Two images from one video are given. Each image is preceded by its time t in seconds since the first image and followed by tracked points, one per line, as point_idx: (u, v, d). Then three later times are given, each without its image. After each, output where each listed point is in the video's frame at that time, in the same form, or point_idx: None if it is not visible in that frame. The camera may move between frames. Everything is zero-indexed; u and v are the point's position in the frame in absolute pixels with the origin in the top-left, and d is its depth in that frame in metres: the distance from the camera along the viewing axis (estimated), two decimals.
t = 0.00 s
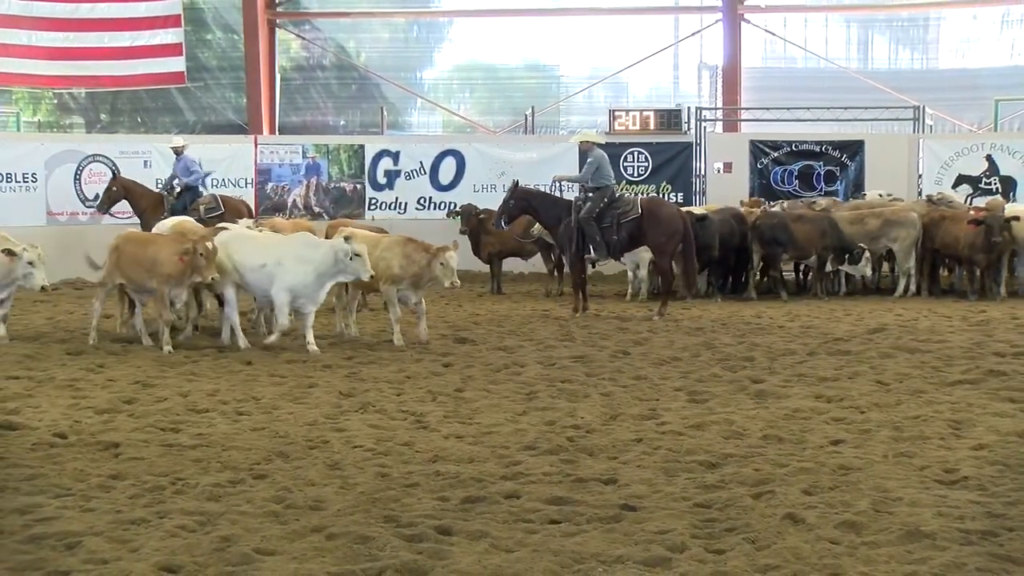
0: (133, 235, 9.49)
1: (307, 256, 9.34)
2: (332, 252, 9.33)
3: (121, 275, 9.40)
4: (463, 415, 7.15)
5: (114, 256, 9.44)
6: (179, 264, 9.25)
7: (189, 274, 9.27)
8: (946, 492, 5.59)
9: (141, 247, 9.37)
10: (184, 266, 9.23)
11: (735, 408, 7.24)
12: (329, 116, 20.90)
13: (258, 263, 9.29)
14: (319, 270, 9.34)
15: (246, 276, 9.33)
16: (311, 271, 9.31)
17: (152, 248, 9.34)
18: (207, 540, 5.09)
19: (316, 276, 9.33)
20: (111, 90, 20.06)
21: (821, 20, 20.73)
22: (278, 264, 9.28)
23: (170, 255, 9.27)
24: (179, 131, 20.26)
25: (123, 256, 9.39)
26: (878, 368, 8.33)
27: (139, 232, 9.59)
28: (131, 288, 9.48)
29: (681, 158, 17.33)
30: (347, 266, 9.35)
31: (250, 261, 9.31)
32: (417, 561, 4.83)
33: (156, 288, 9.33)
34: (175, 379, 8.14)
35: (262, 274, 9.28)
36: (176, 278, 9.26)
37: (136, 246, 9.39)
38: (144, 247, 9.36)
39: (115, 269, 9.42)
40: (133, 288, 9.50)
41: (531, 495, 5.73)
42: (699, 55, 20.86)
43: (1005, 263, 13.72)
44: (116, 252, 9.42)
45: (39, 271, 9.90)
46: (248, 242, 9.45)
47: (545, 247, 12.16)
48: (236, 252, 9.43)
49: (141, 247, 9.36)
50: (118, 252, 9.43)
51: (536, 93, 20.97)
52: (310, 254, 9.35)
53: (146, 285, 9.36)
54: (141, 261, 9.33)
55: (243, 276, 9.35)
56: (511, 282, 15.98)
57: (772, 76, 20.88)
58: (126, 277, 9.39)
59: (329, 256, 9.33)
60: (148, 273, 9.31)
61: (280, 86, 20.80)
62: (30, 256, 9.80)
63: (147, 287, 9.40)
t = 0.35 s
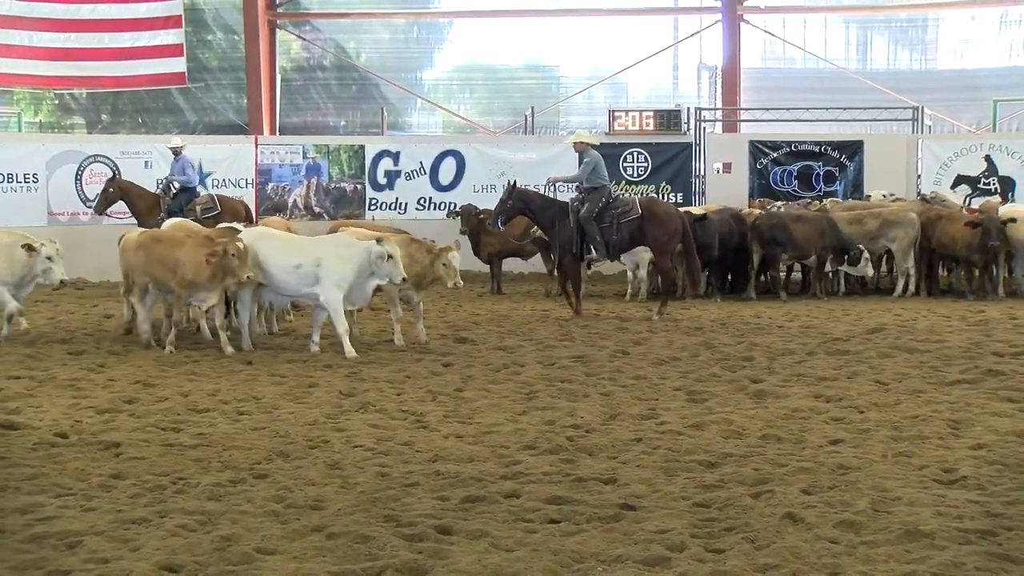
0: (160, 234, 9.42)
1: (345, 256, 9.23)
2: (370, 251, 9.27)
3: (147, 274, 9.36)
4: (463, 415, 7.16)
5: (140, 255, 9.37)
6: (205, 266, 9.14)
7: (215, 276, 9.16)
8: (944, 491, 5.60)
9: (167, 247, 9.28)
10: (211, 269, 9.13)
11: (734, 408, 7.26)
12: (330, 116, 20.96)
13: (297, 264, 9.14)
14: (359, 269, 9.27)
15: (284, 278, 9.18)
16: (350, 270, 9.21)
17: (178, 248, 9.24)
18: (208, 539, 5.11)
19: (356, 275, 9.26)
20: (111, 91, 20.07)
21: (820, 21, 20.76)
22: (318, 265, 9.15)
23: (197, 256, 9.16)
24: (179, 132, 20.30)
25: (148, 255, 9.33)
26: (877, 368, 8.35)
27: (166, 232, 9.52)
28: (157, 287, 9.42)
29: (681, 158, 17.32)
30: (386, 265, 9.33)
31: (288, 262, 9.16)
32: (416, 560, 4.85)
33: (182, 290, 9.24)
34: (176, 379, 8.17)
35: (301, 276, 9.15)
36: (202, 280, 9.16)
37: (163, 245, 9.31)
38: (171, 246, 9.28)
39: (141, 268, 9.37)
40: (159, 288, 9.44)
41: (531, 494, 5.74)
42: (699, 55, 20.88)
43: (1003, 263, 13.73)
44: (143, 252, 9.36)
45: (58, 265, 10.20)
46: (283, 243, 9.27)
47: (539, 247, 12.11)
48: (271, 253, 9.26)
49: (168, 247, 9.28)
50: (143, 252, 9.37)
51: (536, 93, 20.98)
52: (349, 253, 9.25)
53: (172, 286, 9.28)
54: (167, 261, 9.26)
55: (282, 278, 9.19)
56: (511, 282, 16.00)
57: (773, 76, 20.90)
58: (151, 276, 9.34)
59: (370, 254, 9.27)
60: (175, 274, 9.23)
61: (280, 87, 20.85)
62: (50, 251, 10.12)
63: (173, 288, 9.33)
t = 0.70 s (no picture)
0: (194, 236, 9.31)
1: (387, 258, 9.20)
2: (414, 256, 9.27)
3: (182, 277, 9.27)
4: (472, 415, 7.16)
5: (174, 257, 9.27)
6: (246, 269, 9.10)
7: (255, 278, 9.11)
8: (954, 491, 5.60)
9: (204, 249, 9.20)
10: (252, 273, 9.08)
11: (743, 407, 7.26)
12: (338, 117, 20.97)
13: (335, 262, 9.06)
14: (397, 272, 9.23)
15: (320, 275, 9.06)
16: (391, 272, 9.17)
17: (218, 250, 9.16)
18: (217, 539, 5.11)
19: (394, 278, 9.21)
20: (120, 90, 20.08)
21: (829, 21, 20.72)
22: (357, 264, 9.08)
23: (237, 259, 9.11)
24: (189, 131, 20.36)
25: (183, 256, 9.24)
26: (886, 368, 8.34)
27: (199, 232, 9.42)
28: (192, 289, 9.33)
29: (689, 158, 17.35)
30: (426, 271, 9.33)
31: (326, 260, 9.06)
32: (425, 560, 4.85)
33: (221, 293, 9.18)
34: (185, 378, 8.17)
35: (340, 274, 9.06)
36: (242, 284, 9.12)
37: (198, 247, 9.23)
38: (207, 248, 9.20)
39: (176, 270, 9.27)
40: (194, 289, 9.36)
41: (539, 494, 5.75)
42: (708, 54, 20.81)
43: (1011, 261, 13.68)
44: (178, 253, 9.26)
45: (86, 269, 10.01)
46: (320, 241, 9.19)
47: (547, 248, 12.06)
48: (307, 251, 9.16)
49: (204, 249, 9.20)
50: (177, 253, 9.27)
51: (544, 92, 20.98)
52: (392, 256, 9.22)
53: (211, 288, 9.22)
54: (205, 263, 9.18)
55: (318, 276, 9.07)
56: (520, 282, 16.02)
57: (781, 77, 20.90)
58: (187, 278, 9.25)
59: (411, 260, 9.26)
60: (213, 277, 9.15)
61: (289, 87, 20.85)
62: (78, 254, 9.92)
63: (210, 289, 9.26)
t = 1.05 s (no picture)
0: (245, 236, 9.32)
1: (455, 260, 9.12)
2: (483, 259, 9.16)
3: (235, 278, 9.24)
4: (501, 414, 7.19)
5: (227, 258, 9.28)
6: (301, 267, 9.07)
7: (311, 274, 9.08)
8: (983, 492, 5.61)
9: (256, 248, 9.18)
10: (308, 270, 9.06)
11: (770, 407, 7.27)
12: (367, 117, 21.06)
13: (402, 264, 9.03)
14: (465, 275, 9.13)
15: (386, 277, 9.05)
16: (459, 275, 9.10)
17: (269, 249, 9.15)
18: (246, 537, 5.14)
19: (460, 282, 9.12)
20: (152, 91, 20.14)
21: (858, 21, 20.71)
22: (423, 266, 9.04)
23: (291, 256, 9.08)
24: (218, 131, 20.42)
25: (236, 257, 9.22)
26: (913, 367, 8.34)
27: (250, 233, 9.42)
28: (245, 290, 9.29)
29: (718, 158, 17.31)
30: (494, 275, 9.22)
31: (392, 262, 9.04)
32: (454, 558, 4.87)
33: (276, 292, 9.14)
34: (213, 378, 8.22)
35: (406, 276, 9.02)
36: (297, 281, 9.08)
37: (250, 246, 9.22)
38: (258, 248, 9.18)
39: (228, 271, 9.26)
40: (247, 290, 9.32)
41: (567, 493, 5.76)
42: (736, 55, 20.84)
43: None
44: (228, 254, 9.28)
45: (136, 259, 9.93)
46: (387, 243, 9.18)
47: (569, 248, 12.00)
48: (374, 253, 9.15)
49: (256, 248, 9.18)
50: (229, 254, 9.27)
51: (573, 92, 21.00)
52: (460, 258, 9.14)
53: (264, 288, 9.17)
54: (257, 262, 9.14)
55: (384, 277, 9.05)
56: (548, 281, 16.08)
57: (808, 77, 20.89)
58: (240, 278, 9.21)
59: (479, 263, 9.15)
60: (268, 275, 9.12)
61: (318, 87, 20.95)
62: (125, 245, 9.84)
63: (264, 289, 9.21)
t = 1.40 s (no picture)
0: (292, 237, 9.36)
1: (526, 261, 9.23)
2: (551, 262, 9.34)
3: (279, 278, 9.28)
4: (520, 413, 7.22)
5: (272, 258, 9.31)
6: (356, 267, 9.08)
7: (361, 275, 9.10)
8: (1003, 492, 5.62)
9: (303, 249, 9.23)
10: (362, 269, 9.08)
11: (789, 406, 7.30)
12: (388, 118, 21.11)
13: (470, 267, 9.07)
14: (535, 277, 9.28)
15: (460, 275, 9.04)
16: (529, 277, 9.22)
17: (318, 249, 9.18)
18: (267, 534, 5.17)
19: (530, 283, 9.25)
20: (174, 92, 20.27)
21: (876, 22, 20.73)
22: (498, 266, 9.10)
23: (342, 256, 9.12)
24: (240, 132, 20.49)
25: (282, 258, 9.27)
26: (932, 367, 8.36)
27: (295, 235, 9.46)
28: (290, 291, 9.32)
29: (736, 159, 17.27)
30: (558, 278, 9.42)
31: (467, 261, 9.05)
32: (474, 556, 4.90)
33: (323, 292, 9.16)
34: (233, 377, 8.28)
35: (481, 276, 9.06)
36: (347, 280, 9.10)
37: (298, 247, 9.26)
38: (308, 249, 9.21)
39: (273, 271, 9.30)
40: (291, 291, 9.36)
41: (586, 491, 5.79)
42: (755, 56, 20.88)
43: None
44: (276, 255, 9.29)
45: (167, 254, 9.92)
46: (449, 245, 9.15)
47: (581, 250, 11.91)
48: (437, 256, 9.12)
49: (305, 249, 9.22)
50: (274, 254, 9.31)
51: (592, 94, 21.03)
52: (530, 260, 9.26)
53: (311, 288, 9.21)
54: (305, 262, 9.19)
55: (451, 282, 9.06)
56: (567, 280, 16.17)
57: (827, 78, 20.90)
58: (284, 279, 9.25)
59: (547, 266, 9.33)
60: (314, 276, 9.15)
61: (340, 87, 21.02)
62: (156, 241, 9.86)
63: (309, 290, 9.25)
